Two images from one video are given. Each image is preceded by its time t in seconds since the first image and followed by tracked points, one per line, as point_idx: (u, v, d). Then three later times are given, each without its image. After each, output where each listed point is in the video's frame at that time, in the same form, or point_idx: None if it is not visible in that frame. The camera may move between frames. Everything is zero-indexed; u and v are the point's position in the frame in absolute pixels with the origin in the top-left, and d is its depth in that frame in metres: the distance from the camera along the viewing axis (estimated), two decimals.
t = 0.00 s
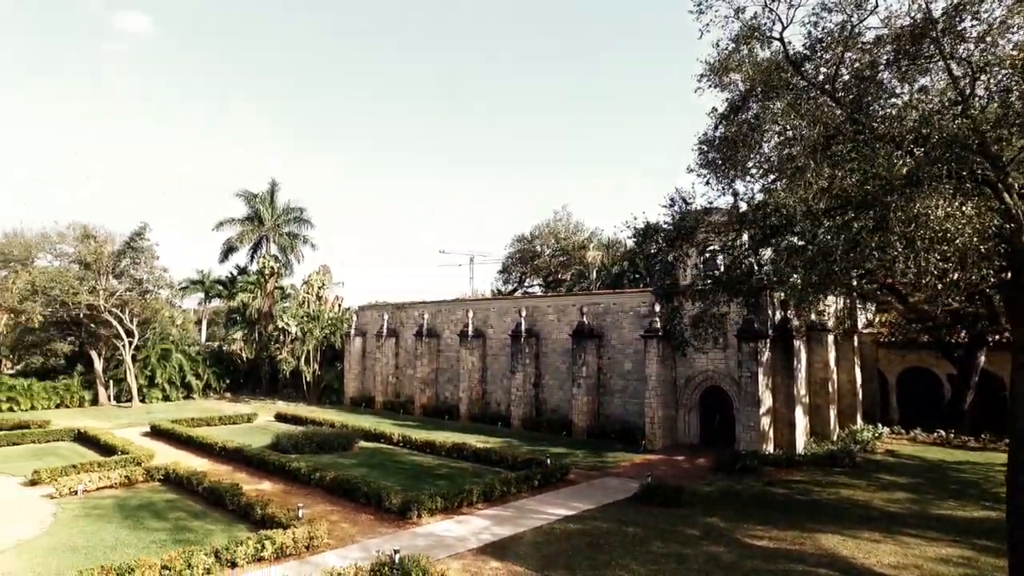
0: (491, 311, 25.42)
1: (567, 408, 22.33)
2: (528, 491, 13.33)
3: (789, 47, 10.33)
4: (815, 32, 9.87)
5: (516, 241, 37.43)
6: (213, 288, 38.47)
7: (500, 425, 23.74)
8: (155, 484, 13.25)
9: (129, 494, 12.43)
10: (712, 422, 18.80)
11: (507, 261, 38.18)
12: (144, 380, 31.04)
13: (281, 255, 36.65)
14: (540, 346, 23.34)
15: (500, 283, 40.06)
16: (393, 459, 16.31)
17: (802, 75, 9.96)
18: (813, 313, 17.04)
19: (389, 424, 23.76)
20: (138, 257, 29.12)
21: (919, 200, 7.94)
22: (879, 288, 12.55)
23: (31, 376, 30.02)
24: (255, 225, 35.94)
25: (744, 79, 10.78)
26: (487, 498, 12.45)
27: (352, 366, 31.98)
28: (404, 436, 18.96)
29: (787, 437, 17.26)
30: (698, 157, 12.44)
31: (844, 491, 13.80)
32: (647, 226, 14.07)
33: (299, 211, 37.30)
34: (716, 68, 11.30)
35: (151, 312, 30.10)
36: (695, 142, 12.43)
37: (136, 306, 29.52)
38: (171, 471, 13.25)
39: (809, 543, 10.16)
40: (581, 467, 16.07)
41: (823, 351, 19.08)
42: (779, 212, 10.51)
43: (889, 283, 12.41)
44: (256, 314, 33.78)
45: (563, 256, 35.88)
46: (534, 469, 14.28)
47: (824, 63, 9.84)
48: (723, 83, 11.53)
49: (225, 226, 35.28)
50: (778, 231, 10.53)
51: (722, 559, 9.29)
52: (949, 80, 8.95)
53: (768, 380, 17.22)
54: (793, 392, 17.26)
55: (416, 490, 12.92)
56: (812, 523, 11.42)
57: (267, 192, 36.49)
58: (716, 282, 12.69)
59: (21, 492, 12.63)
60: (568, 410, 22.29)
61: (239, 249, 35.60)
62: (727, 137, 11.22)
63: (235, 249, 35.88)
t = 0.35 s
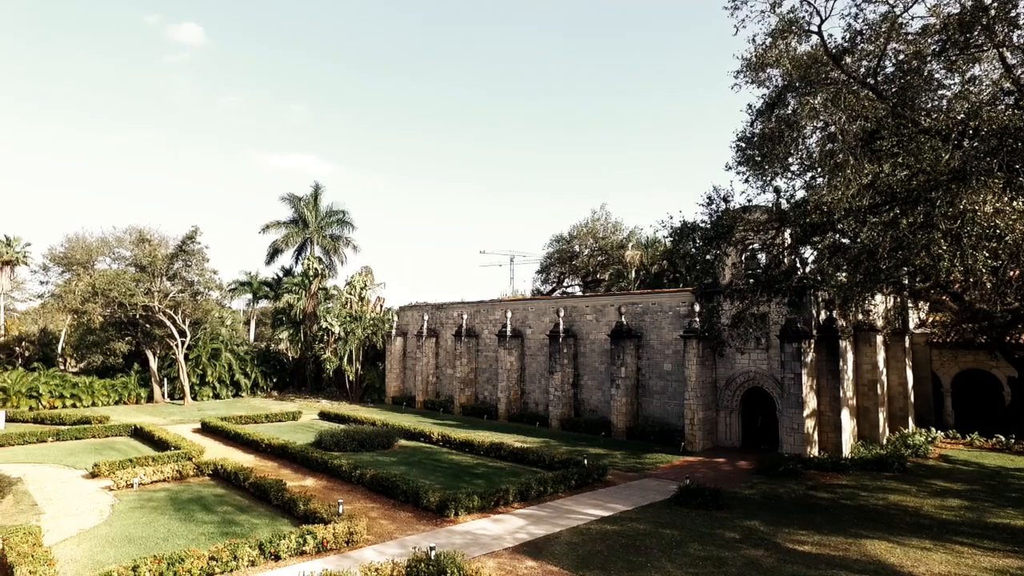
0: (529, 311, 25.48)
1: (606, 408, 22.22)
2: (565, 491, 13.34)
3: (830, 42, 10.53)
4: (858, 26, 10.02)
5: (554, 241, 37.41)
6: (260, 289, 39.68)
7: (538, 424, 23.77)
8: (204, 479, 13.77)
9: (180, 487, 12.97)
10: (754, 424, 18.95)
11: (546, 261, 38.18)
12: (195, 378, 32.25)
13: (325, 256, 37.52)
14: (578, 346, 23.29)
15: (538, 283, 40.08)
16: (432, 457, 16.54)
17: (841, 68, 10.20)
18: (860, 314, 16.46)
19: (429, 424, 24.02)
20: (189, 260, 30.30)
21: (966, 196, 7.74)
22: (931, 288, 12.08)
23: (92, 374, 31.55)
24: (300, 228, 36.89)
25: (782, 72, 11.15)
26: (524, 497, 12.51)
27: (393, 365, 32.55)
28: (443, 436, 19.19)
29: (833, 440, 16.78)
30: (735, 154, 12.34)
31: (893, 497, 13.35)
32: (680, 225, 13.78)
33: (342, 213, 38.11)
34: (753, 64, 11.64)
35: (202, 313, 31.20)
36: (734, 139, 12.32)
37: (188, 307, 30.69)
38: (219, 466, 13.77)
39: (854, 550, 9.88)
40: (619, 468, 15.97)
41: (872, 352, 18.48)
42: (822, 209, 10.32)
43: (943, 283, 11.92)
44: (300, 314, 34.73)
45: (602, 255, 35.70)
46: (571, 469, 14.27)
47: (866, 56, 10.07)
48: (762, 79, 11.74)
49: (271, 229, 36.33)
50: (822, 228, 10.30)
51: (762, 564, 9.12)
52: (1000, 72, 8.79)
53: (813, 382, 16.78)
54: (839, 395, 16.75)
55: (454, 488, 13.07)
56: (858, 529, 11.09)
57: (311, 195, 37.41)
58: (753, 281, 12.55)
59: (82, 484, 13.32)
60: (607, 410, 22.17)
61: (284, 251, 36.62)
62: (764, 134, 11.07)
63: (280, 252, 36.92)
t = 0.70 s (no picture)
0: (564, 311, 25.42)
1: (642, 409, 22.02)
2: (599, 492, 13.28)
3: (868, 35, 10.36)
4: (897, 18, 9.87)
5: (589, 241, 37.28)
6: (301, 290, 40.62)
7: (573, 425, 23.69)
8: (247, 475, 14.20)
9: (224, 483, 13.40)
10: (793, 427, 18.44)
11: (581, 261, 38.07)
12: (240, 377, 33.23)
13: (363, 258, 38.18)
14: (613, 346, 23.14)
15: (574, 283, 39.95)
16: (466, 456, 16.68)
17: (881, 60, 10.04)
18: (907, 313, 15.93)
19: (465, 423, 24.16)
20: (233, 263, 31.23)
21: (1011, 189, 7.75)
22: (981, 287, 11.62)
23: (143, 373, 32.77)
24: (339, 230, 37.62)
25: (819, 67, 10.90)
26: (557, 497, 12.50)
27: (430, 365, 32.94)
28: (478, 435, 19.31)
29: (878, 444, 16.27)
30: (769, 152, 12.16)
31: (941, 503, 12.88)
32: (715, 225, 13.59)
33: (379, 215, 38.69)
34: (788, 59, 11.40)
35: (246, 314, 32.09)
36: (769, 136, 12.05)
37: (232, 308, 31.56)
38: (260, 463, 14.17)
39: (898, 557, 9.58)
40: (655, 470, 15.81)
41: (919, 353, 17.86)
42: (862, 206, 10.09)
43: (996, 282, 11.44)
44: (339, 315, 35.43)
45: (637, 255, 35.40)
46: (605, 470, 14.19)
47: (907, 48, 9.87)
48: (797, 75, 11.54)
49: (311, 231, 37.16)
50: (862, 227, 9.94)
51: (800, 570, 8.93)
52: None
53: (856, 383, 16.30)
54: (884, 397, 16.21)
55: (488, 488, 13.16)
56: (902, 536, 10.74)
57: (349, 198, 38.11)
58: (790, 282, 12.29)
59: (132, 478, 13.89)
60: (643, 411, 21.97)
61: (324, 253, 37.40)
62: (800, 130, 10.88)
63: (320, 253, 37.71)
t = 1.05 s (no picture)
0: (601, 311, 25.26)
1: (680, 410, 21.71)
2: (635, 494, 13.15)
3: (912, 25, 10.04)
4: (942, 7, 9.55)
5: (627, 241, 36.99)
6: (342, 291, 41.42)
7: (610, 425, 23.54)
8: (289, 471, 14.57)
9: (267, 479, 13.78)
10: (838, 430, 17.69)
11: (618, 261, 37.78)
12: (283, 376, 34.11)
13: (402, 259, 38.70)
14: (651, 347, 22.88)
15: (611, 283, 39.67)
16: (502, 456, 16.73)
17: (925, 51, 9.72)
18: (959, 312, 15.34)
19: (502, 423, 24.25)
20: (277, 264, 32.07)
21: None
22: None
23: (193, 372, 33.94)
24: (378, 231, 38.23)
25: (860, 59, 10.59)
26: (592, 499, 12.44)
27: (467, 364, 33.20)
28: (514, 435, 19.37)
29: (929, 448, 15.66)
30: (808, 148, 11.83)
31: (996, 511, 12.32)
32: (752, 224, 13.32)
33: (417, 216, 39.16)
34: (827, 52, 11.09)
35: (289, 314, 32.92)
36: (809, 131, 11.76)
37: (276, 309, 32.36)
38: (302, 460, 14.53)
39: (947, 567, 9.21)
40: (693, 472, 15.57)
41: (973, 355, 17.12)
42: (906, 202, 9.74)
43: None
44: (379, 315, 36.02)
45: (676, 254, 34.95)
46: (642, 472, 14.04)
47: (953, 36, 9.54)
48: (837, 68, 11.20)
49: (351, 233, 37.88)
50: (907, 222, 9.55)
51: None
52: None
53: (905, 385, 15.73)
54: (935, 399, 15.61)
55: (523, 488, 13.19)
56: (953, 545, 10.33)
57: (388, 200, 38.67)
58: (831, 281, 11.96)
59: (180, 473, 14.41)
60: (682, 412, 21.67)
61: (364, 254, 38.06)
62: (840, 125, 10.57)
63: (360, 255, 38.39)
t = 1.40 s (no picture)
0: (635, 312, 25.03)
1: (716, 412, 21.36)
2: (669, 497, 13.00)
3: (955, 15, 9.74)
4: None
5: (661, 240, 36.56)
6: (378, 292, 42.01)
7: (644, 427, 23.32)
8: (325, 470, 14.84)
9: (304, 477, 14.09)
10: (881, 436, 16.85)
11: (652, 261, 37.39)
12: (321, 375, 34.79)
13: (436, 259, 39.05)
14: (686, 348, 22.57)
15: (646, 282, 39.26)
16: (535, 457, 16.71)
17: (968, 40, 9.44)
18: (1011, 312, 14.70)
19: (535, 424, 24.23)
20: (314, 266, 32.72)
21: None
22: None
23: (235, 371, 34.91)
24: (413, 232, 38.68)
25: (900, 52, 10.33)
26: (624, 501, 12.33)
27: (501, 364, 33.28)
28: (547, 436, 19.34)
29: (979, 454, 15.05)
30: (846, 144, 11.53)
31: None
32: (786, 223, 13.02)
33: (451, 217, 39.46)
34: (865, 44, 10.81)
35: (326, 315, 33.57)
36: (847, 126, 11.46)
37: (314, 309, 33.01)
38: (337, 458, 14.79)
39: None
40: (729, 475, 15.30)
41: None
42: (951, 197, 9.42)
43: None
44: (413, 316, 36.41)
45: (712, 253, 34.40)
46: (676, 474, 13.87)
47: (1000, 24, 9.29)
48: (875, 60, 10.92)
49: (387, 235, 38.43)
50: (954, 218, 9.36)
51: None
52: None
53: (952, 387, 15.16)
54: (985, 403, 15.00)
55: (555, 489, 13.17)
56: (1003, 555, 9.90)
57: (422, 202, 39.09)
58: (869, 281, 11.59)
59: (222, 470, 14.84)
60: (718, 414, 21.31)
61: (399, 256, 38.54)
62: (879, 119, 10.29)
63: (396, 256, 38.88)
